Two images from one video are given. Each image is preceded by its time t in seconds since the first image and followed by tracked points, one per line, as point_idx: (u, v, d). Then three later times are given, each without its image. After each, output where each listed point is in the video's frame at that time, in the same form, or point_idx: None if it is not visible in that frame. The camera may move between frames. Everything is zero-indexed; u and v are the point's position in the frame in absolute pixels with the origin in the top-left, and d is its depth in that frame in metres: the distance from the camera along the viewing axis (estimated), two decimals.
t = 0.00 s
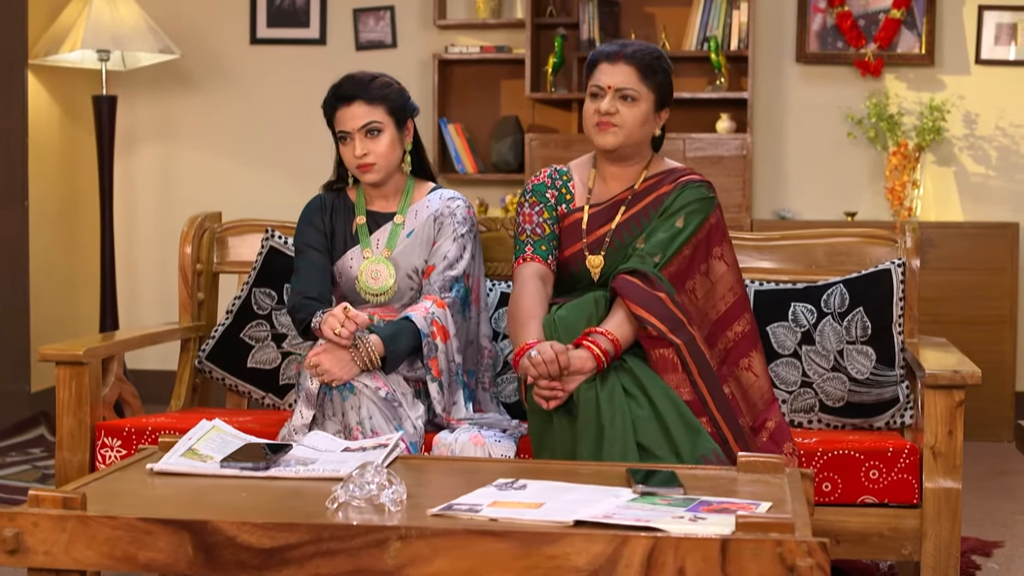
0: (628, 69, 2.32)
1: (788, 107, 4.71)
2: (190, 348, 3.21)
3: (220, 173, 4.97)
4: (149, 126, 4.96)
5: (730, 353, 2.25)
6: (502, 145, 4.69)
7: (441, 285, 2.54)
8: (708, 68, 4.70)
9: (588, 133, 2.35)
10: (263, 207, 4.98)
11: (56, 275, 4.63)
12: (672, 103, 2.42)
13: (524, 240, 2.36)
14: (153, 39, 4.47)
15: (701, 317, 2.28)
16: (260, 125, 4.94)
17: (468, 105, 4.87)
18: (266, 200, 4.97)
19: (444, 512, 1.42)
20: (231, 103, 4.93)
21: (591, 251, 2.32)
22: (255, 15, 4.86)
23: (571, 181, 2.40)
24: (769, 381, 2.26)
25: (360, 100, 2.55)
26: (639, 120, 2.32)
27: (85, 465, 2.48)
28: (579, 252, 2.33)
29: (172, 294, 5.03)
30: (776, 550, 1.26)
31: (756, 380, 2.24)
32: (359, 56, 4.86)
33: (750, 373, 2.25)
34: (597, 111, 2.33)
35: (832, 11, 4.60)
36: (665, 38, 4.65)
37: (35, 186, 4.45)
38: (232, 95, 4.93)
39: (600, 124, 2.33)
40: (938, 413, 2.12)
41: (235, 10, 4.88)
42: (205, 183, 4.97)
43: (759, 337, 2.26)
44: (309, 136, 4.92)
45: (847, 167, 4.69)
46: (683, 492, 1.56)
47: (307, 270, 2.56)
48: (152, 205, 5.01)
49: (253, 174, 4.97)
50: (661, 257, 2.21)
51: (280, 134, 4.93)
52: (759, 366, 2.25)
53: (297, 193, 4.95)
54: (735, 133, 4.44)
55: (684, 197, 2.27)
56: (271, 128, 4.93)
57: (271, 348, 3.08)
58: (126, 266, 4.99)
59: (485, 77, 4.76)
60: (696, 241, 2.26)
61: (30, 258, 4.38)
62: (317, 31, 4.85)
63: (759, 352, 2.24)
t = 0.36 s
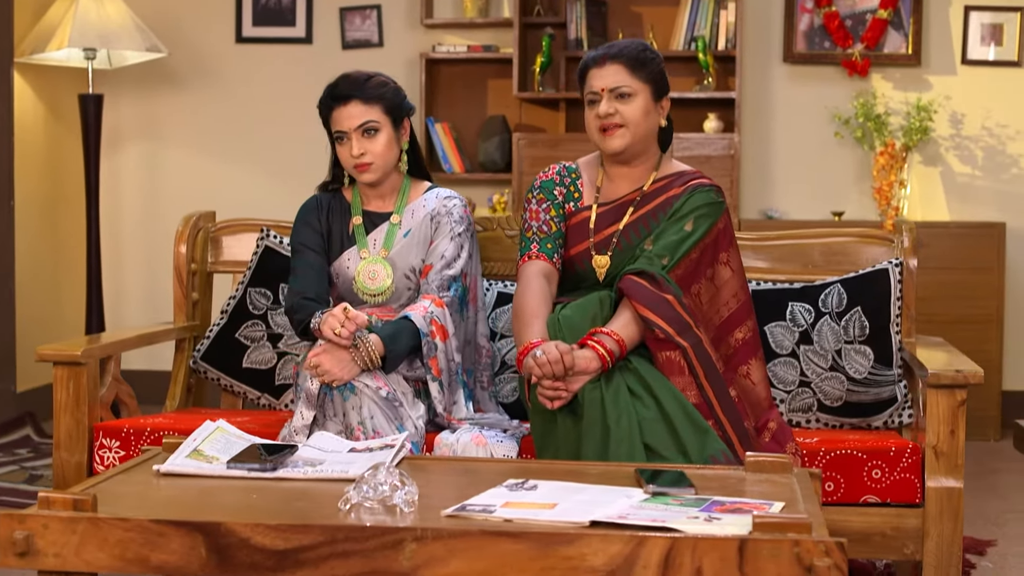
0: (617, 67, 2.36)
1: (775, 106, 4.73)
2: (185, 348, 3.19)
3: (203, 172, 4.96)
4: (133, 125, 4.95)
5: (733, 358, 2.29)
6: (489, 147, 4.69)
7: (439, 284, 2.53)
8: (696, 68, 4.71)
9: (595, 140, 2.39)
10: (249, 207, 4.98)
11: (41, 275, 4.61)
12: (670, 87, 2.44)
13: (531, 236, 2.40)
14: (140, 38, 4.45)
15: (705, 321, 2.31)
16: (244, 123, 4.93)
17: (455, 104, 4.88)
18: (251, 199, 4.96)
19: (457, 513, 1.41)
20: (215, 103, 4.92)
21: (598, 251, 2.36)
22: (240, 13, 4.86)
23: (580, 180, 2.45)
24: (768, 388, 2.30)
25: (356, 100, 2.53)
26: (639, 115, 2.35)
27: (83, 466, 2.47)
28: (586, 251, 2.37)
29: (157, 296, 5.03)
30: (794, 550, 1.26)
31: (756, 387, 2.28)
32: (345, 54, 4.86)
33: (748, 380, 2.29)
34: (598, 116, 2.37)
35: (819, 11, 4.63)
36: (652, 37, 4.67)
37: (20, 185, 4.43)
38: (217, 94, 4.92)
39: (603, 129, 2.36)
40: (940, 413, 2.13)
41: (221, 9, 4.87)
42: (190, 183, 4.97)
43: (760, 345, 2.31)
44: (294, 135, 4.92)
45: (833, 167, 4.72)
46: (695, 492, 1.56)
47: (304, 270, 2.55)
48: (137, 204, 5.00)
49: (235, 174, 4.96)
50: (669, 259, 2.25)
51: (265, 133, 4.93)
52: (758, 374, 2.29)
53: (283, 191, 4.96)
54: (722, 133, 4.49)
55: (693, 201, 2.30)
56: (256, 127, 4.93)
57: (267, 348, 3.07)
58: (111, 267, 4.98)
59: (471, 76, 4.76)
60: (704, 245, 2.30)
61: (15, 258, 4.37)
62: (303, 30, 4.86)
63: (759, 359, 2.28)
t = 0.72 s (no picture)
0: (608, 70, 2.39)
1: (759, 106, 4.75)
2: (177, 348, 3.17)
3: (186, 172, 4.94)
4: (115, 125, 4.92)
5: (733, 359, 2.32)
6: (474, 146, 4.67)
7: (438, 285, 2.53)
8: (681, 68, 4.72)
9: (594, 143, 2.43)
10: (232, 206, 4.96)
11: (23, 275, 4.58)
12: (664, 83, 2.47)
13: (534, 235, 2.44)
14: (124, 36, 4.45)
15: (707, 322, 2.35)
16: (230, 122, 4.91)
17: (440, 103, 4.88)
18: (234, 199, 4.95)
19: (470, 513, 1.41)
20: (199, 102, 4.91)
21: (601, 251, 2.40)
22: (223, 11, 4.84)
23: (583, 179, 2.49)
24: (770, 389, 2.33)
25: (355, 99, 2.52)
26: (633, 115, 2.39)
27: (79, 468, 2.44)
28: (589, 250, 2.41)
29: (139, 297, 5.01)
30: (810, 550, 1.27)
31: (756, 388, 2.30)
32: (329, 53, 4.86)
33: (748, 382, 2.31)
34: (594, 120, 2.41)
35: (804, 11, 4.65)
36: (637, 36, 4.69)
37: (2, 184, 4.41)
38: (200, 92, 4.90)
39: (600, 132, 2.40)
40: (940, 412, 2.15)
41: (204, 8, 4.85)
42: (172, 183, 4.95)
43: (760, 347, 2.33)
44: (279, 134, 4.92)
45: (818, 166, 4.74)
46: (704, 492, 1.56)
47: (301, 270, 2.54)
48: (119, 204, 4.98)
49: (218, 174, 4.95)
50: (673, 259, 2.29)
51: (251, 131, 4.92)
52: (758, 377, 2.31)
53: (266, 191, 4.94)
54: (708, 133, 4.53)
55: (697, 202, 2.34)
56: (241, 126, 4.91)
57: (260, 348, 3.06)
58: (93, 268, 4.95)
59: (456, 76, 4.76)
60: (708, 247, 2.33)
61: None
62: (287, 29, 4.84)
63: (759, 362, 2.30)
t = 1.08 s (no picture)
0: (608, 68, 2.40)
1: (746, 105, 4.76)
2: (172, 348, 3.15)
3: (172, 171, 4.93)
4: (99, 123, 4.90)
5: (736, 358, 2.33)
6: (461, 145, 4.68)
7: (440, 285, 2.53)
8: (668, 67, 4.72)
9: (592, 141, 2.42)
10: (216, 206, 4.95)
11: (8, 275, 4.55)
12: (662, 84, 2.47)
13: (534, 236, 2.44)
14: (110, 34, 4.43)
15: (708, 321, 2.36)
16: (217, 121, 4.90)
17: (427, 103, 4.87)
18: (218, 199, 4.93)
19: (485, 514, 1.41)
20: (184, 100, 4.89)
21: (601, 250, 2.40)
22: (208, 10, 4.82)
23: (582, 179, 2.49)
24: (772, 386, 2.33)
25: (359, 97, 2.54)
26: (632, 113, 2.39)
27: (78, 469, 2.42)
28: (589, 250, 2.41)
29: (123, 298, 4.99)
30: (828, 549, 1.27)
31: (759, 387, 2.31)
32: (315, 52, 4.84)
33: (750, 380, 2.32)
34: (593, 118, 2.41)
35: (790, 11, 4.66)
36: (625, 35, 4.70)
37: None
38: (185, 91, 4.88)
39: (599, 129, 2.40)
40: (942, 411, 2.16)
41: (189, 6, 4.84)
42: (156, 182, 4.93)
43: (762, 345, 2.34)
44: (266, 134, 4.90)
45: (805, 166, 4.75)
46: (716, 492, 1.56)
47: (301, 270, 2.53)
48: (102, 203, 4.96)
49: (204, 173, 4.93)
50: (674, 259, 2.29)
51: (238, 130, 4.90)
52: (761, 374, 2.32)
53: (252, 191, 4.93)
54: (695, 132, 4.56)
55: (696, 201, 2.34)
56: (228, 124, 4.90)
57: (257, 348, 3.04)
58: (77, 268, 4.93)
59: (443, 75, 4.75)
60: (708, 246, 2.34)
61: None
62: (273, 27, 4.82)
63: (761, 360, 2.31)
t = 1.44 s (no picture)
0: (605, 68, 2.40)
1: (733, 105, 4.77)
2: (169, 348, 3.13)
3: (157, 170, 4.91)
4: (83, 121, 4.88)
5: (738, 357, 2.33)
6: (448, 145, 4.67)
7: (441, 285, 2.53)
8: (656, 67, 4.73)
9: (591, 141, 2.42)
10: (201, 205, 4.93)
11: None
12: (659, 83, 2.47)
13: (534, 237, 2.43)
14: (97, 32, 4.41)
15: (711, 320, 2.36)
16: (204, 120, 4.88)
17: (414, 102, 4.87)
18: (203, 198, 4.92)
19: (503, 515, 1.41)
20: (170, 99, 4.87)
21: (601, 251, 2.40)
22: (193, 9, 4.80)
23: (581, 181, 2.49)
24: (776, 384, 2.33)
25: (359, 97, 2.52)
26: (631, 112, 2.39)
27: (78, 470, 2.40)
28: (589, 251, 2.41)
29: (107, 298, 4.97)
30: (849, 549, 1.27)
31: (762, 385, 2.31)
32: (300, 52, 4.83)
33: (754, 378, 2.32)
34: (591, 117, 2.40)
35: (777, 12, 4.68)
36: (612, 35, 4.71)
37: None
38: (170, 90, 4.86)
39: (598, 129, 2.40)
40: (946, 411, 2.18)
41: (174, 5, 4.82)
42: (140, 181, 4.92)
43: (764, 343, 2.34)
44: (252, 133, 4.88)
45: (792, 166, 4.77)
46: (730, 492, 1.56)
47: (301, 270, 2.52)
48: (86, 203, 4.93)
49: (190, 173, 4.91)
50: (676, 258, 2.29)
51: (226, 129, 4.88)
52: (764, 372, 2.32)
53: (238, 190, 4.91)
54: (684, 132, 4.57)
55: (696, 200, 2.35)
56: (215, 124, 4.88)
57: (254, 348, 3.03)
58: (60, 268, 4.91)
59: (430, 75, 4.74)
60: (709, 245, 2.34)
61: None
62: (258, 26, 4.81)
63: (764, 357, 2.32)
